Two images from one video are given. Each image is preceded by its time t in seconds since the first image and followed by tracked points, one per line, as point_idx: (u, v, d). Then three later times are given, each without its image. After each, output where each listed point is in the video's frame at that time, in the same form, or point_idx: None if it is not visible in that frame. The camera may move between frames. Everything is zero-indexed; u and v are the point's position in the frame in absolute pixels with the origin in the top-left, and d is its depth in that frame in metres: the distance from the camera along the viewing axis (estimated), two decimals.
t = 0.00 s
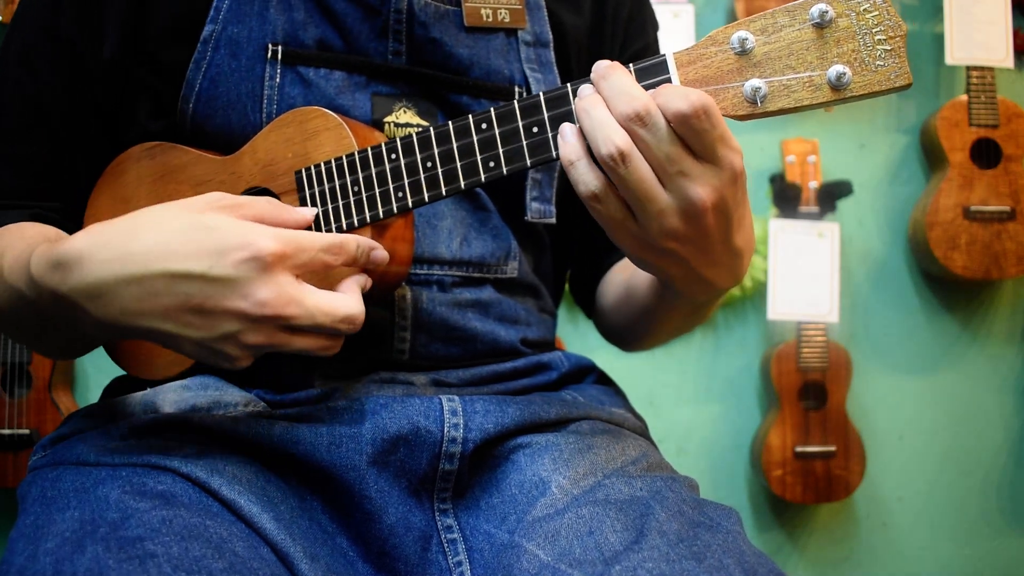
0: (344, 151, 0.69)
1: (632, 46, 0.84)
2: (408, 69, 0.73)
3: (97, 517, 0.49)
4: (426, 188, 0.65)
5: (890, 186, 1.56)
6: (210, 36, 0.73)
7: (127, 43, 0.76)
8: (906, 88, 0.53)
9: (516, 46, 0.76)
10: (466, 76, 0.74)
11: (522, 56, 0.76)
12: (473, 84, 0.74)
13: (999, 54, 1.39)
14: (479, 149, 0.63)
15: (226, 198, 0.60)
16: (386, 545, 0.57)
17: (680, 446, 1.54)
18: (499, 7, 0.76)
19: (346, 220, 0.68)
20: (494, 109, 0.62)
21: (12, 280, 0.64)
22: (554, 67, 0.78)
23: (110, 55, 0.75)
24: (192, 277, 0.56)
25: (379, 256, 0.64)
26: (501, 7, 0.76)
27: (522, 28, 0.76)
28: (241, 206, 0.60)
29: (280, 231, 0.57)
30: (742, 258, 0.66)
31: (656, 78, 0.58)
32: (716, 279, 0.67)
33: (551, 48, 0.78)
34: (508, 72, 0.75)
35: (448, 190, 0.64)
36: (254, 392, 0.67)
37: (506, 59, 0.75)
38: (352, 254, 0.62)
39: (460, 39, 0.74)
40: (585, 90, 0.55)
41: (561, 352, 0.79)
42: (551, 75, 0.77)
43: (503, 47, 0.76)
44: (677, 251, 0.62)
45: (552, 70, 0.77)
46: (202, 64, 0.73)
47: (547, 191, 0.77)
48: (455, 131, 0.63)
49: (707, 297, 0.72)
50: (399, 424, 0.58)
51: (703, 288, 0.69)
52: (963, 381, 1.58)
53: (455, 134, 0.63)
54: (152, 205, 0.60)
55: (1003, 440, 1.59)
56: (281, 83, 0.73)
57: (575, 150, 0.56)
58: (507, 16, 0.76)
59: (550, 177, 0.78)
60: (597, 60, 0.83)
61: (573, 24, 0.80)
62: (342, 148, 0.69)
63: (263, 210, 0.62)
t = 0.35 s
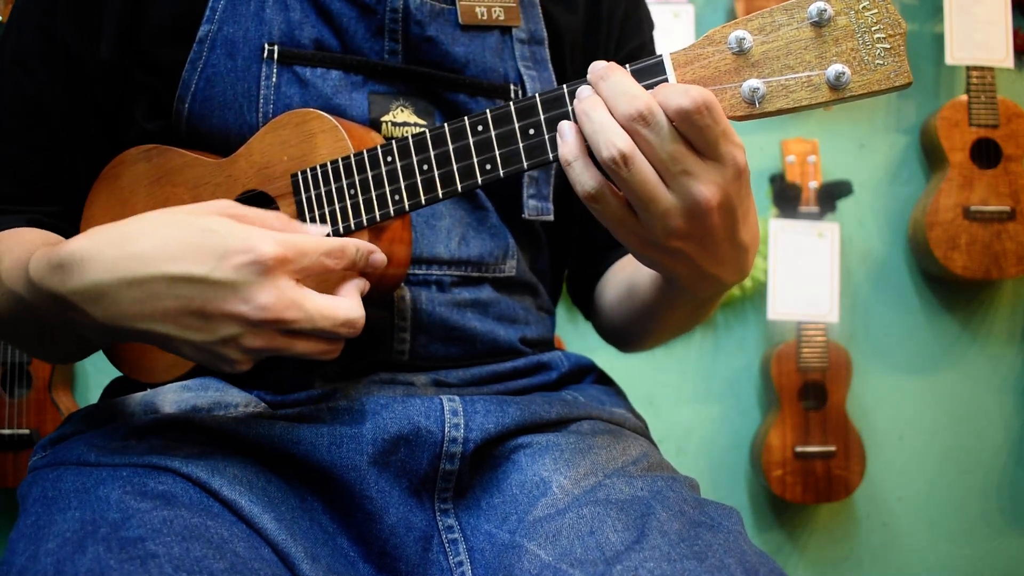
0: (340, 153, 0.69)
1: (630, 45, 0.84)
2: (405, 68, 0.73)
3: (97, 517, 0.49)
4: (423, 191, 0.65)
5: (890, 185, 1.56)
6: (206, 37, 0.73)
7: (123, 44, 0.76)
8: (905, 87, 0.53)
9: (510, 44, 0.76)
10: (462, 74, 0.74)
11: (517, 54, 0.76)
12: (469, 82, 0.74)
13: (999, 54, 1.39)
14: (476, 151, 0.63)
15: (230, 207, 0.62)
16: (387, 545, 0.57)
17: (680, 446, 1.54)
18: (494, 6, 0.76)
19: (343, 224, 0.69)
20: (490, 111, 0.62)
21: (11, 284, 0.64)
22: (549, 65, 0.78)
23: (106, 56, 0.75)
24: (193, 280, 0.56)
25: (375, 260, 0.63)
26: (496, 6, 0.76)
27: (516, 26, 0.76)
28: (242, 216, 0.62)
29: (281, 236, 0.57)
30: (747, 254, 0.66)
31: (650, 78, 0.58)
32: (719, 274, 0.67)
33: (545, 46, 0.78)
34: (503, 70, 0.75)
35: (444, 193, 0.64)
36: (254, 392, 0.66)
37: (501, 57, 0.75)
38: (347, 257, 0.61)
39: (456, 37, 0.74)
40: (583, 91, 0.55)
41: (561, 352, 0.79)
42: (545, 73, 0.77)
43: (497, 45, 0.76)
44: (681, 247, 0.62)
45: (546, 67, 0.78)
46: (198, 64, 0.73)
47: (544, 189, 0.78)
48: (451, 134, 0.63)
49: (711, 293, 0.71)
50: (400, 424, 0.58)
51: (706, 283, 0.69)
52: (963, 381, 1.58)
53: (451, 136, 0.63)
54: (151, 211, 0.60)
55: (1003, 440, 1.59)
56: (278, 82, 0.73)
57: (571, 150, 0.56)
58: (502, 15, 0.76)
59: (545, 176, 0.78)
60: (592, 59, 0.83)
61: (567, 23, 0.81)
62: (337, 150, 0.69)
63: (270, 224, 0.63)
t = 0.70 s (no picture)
0: (342, 148, 0.69)
1: (629, 46, 0.84)
2: (409, 70, 0.73)
3: (97, 517, 0.49)
4: (425, 184, 0.65)
5: (890, 186, 1.56)
6: (210, 38, 0.73)
7: (124, 43, 0.76)
8: (906, 82, 0.53)
9: (512, 47, 0.76)
10: (464, 75, 0.74)
11: (519, 57, 0.76)
12: (471, 83, 0.74)
13: (999, 54, 1.39)
14: (479, 146, 0.62)
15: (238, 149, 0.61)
16: (387, 545, 0.57)
17: (680, 446, 1.54)
18: (495, 8, 0.76)
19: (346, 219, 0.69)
20: (493, 106, 0.62)
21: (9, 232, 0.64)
22: (550, 67, 0.78)
23: (109, 55, 0.75)
24: (192, 203, 0.56)
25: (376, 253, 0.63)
26: (497, 8, 0.76)
27: (517, 28, 0.76)
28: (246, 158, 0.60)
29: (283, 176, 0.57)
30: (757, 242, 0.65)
31: (654, 73, 0.58)
32: (729, 262, 0.66)
33: (546, 48, 0.78)
34: (505, 72, 0.75)
35: (448, 186, 0.64)
36: (254, 392, 0.66)
37: (503, 59, 0.76)
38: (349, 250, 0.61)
39: (458, 39, 0.74)
40: (591, 86, 0.55)
41: (561, 352, 0.78)
42: (547, 75, 0.77)
43: (499, 47, 0.76)
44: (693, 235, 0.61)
45: (548, 69, 0.78)
46: (202, 65, 0.73)
47: (544, 190, 0.78)
48: (455, 128, 0.63)
49: (722, 282, 0.71)
50: (400, 424, 0.58)
51: (717, 271, 0.68)
52: (962, 381, 1.58)
53: (455, 130, 0.63)
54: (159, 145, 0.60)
55: (1003, 440, 1.59)
56: (281, 83, 0.73)
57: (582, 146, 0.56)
58: (504, 17, 0.76)
59: (546, 176, 0.78)
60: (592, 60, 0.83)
61: (569, 25, 0.80)
62: (341, 145, 0.69)
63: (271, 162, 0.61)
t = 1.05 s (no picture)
0: (339, 155, 0.68)
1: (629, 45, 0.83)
2: (407, 68, 0.73)
3: (97, 517, 0.49)
4: (424, 193, 0.65)
5: (890, 186, 1.56)
6: (208, 35, 0.73)
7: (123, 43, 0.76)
8: (905, 85, 0.53)
9: (511, 45, 0.76)
10: (463, 75, 0.74)
11: (518, 56, 0.76)
12: (470, 83, 0.74)
13: (999, 54, 1.39)
14: (475, 153, 0.63)
15: (237, 239, 0.60)
16: (387, 545, 0.57)
17: (680, 446, 1.54)
18: (495, 6, 0.75)
19: (343, 225, 0.68)
20: (489, 113, 0.62)
21: (22, 317, 0.65)
22: (550, 67, 0.78)
23: (108, 55, 0.75)
24: (210, 329, 0.56)
25: (377, 262, 0.65)
26: (497, 7, 0.76)
27: (517, 27, 0.76)
28: (249, 247, 0.60)
29: (296, 274, 0.57)
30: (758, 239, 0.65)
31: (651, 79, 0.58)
32: (732, 261, 0.66)
33: (547, 47, 0.78)
34: (505, 71, 0.75)
35: (446, 193, 0.64)
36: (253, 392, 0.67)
37: (502, 58, 0.75)
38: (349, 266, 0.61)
39: (458, 38, 0.74)
40: (591, 98, 0.55)
41: (561, 352, 0.78)
42: (546, 74, 0.77)
43: (499, 46, 0.76)
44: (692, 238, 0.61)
45: (548, 68, 0.78)
46: (200, 62, 0.73)
47: (543, 190, 0.78)
48: (451, 134, 0.63)
49: (724, 279, 0.70)
50: (400, 424, 0.58)
51: (717, 270, 0.67)
52: (963, 381, 1.58)
53: (451, 137, 0.63)
54: (160, 252, 0.60)
55: (1003, 440, 1.59)
56: (279, 81, 0.73)
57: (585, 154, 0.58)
58: (503, 16, 0.76)
59: (546, 176, 0.78)
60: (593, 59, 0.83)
61: (569, 24, 0.80)
62: (336, 151, 0.69)
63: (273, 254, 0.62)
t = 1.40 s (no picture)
0: (340, 155, 0.69)
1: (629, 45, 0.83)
2: (407, 69, 0.73)
3: (96, 517, 0.49)
4: (425, 193, 0.65)
5: (890, 186, 1.56)
6: (208, 38, 0.74)
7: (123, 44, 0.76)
8: (904, 91, 0.53)
9: (511, 45, 0.76)
10: (463, 75, 0.74)
11: (518, 55, 0.76)
12: (470, 83, 0.74)
13: (999, 54, 1.39)
14: (477, 153, 0.63)
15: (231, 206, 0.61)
16: (387, 545, 0.56)
17: (681, 446, 1.54)
18: (494, 6, 0.75)
19: (344, 225, 0.69)
20: (492, 113, 0.62)
21: (14, 291, 0.64)
22: (550, 66, 0.78)
23: (107, 56, 0.75)
24: (196, 286, 0.56)
25: (378, 261, 0.64)
26: (496, 6, 0.76)
27: (516, 27, 0.76)
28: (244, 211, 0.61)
29: (283, 240, 0.57)
30: (754, 246, 0.65)
31: (652, 82, 0.58)
32: (728, 266, 0.66)
33: (546, 46, 0.78)
34: (504, 70, 0.75)
35: (447, 194, 0.64)
36: (254, 392, 0.66)
37: (501, 58, 0.76)
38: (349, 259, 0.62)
39: (457, 38, 0.74)
40: (598, 104, 0.56)
41: (561, 352, 0.78)
42: (546, 73, 0.77)
43: (498, 46, 0.76)
44: (689, 246, 0.61)
45: (547, 68, 0.77)
46: (200, 65, 0.73)
47: (544, 189, 0.78)
48: (452, 134, 0.63)
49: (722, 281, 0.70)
50: (400, 424, 0.58)
51: (713, 274, 0.68)
52: (962, 381, 1.58)
53: (453, 137, 0.63)
54: (153, 215, 0.60)
55: (1003, 440, 1.59)
56: (280, 83, 0.73)
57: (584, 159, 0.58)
58: (502, 15, 0.76)
59: (546, 176, 0.78)
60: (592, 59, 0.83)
61: (569, 23, 0.80)
62: (338, 152, 0.69)
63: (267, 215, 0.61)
